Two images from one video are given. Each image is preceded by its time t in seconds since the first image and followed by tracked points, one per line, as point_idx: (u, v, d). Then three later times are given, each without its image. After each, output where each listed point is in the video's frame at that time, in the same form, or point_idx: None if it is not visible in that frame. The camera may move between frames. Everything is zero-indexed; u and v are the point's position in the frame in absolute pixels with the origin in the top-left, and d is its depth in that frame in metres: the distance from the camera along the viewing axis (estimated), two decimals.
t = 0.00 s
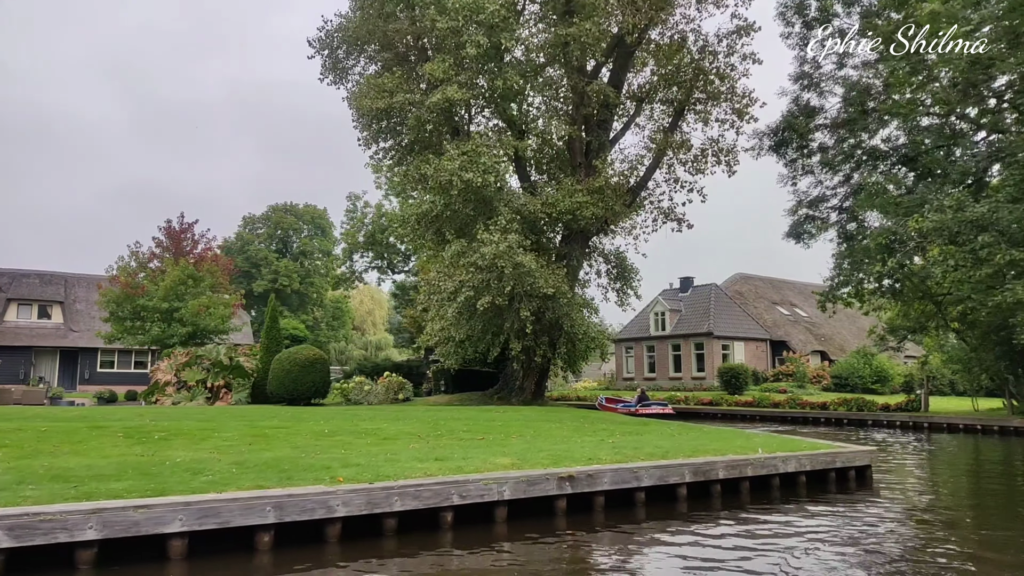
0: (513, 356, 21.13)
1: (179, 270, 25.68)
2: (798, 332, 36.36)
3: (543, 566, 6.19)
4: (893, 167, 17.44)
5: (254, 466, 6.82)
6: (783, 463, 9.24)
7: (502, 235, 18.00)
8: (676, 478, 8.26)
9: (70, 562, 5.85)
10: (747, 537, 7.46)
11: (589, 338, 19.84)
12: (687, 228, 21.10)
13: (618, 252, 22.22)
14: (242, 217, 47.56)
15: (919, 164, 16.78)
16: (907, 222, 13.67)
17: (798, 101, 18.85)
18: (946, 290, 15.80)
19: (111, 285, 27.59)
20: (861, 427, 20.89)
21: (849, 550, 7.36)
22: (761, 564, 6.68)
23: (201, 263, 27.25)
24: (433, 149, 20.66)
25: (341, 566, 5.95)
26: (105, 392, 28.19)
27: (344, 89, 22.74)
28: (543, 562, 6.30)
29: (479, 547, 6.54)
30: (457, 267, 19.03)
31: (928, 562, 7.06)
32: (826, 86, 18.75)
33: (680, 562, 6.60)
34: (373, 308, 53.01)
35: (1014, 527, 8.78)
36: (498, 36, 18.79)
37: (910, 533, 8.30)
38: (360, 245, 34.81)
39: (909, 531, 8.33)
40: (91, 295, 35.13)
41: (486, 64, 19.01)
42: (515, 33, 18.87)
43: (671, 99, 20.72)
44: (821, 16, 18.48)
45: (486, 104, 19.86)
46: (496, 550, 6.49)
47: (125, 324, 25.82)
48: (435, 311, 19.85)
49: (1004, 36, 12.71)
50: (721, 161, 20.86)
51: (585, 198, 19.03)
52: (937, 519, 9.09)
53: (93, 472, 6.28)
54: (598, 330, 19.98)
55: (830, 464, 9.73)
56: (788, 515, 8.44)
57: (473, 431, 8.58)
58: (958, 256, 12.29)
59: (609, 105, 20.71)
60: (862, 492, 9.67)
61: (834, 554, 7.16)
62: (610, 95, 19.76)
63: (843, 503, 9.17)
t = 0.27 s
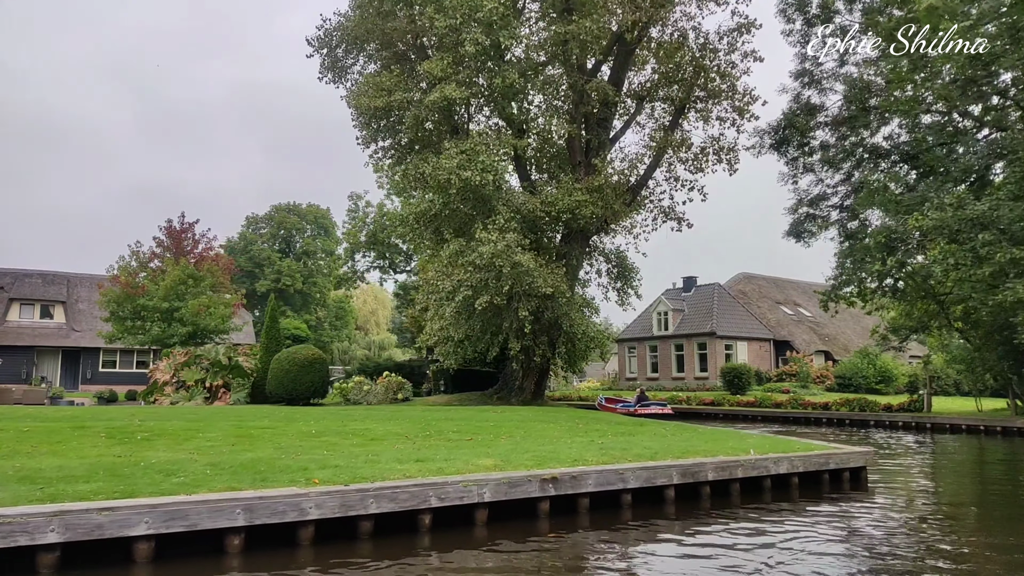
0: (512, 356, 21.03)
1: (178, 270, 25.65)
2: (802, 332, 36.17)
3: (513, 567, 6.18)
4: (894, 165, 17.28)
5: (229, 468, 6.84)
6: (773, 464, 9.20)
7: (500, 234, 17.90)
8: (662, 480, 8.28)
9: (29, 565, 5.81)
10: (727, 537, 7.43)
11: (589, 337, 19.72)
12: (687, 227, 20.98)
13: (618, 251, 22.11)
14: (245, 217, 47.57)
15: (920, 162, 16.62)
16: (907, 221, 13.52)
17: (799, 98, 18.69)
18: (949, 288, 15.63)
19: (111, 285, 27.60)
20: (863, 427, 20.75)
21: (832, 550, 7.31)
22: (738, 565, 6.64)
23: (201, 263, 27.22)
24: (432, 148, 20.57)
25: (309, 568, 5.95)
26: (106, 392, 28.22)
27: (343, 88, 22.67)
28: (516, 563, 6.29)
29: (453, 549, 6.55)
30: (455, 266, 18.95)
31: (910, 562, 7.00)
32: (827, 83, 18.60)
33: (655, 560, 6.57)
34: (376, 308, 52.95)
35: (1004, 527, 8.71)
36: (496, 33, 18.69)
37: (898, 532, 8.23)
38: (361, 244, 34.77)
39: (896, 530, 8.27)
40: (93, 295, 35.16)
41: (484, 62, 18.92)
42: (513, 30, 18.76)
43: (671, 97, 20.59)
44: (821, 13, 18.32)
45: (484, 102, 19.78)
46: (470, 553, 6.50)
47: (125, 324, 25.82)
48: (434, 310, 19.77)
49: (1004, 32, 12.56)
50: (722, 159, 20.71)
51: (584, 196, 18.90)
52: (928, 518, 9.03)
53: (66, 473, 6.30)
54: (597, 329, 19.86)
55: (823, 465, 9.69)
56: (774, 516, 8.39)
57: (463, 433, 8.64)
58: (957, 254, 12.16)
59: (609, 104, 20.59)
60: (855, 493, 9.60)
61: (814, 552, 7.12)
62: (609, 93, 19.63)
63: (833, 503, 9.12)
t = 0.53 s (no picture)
0: (512, 355, 20.91)
1: (179, 269, 25.61)
2: (807, 331, 35.93)
3: (488, 568, 6.09)
4: (897, 162, 17.08)
5: (205, 469, 6.78)
6: (767, 465, 9.08)
7: (499, 232, 17.76)
8: (651, 480, 8.18)
9: None
10: (712, 537, 7.32)
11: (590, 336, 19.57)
12: (689, 226, 20.82)
13: (619, 250, 21.96)
14: (249, 216, 47.56)
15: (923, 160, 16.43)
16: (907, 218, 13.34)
17: (801, 95, 18.51)
18: (952, 287, 15.43)
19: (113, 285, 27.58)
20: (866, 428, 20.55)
21: (819, 550, 7.19)
22: (721, 565, 6.53)
23: (201, 262, 27.17)
24: (431, 147, 20.45)
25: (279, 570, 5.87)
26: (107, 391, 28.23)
27: (343, 87, 22.58)
28: (491, 564, 6.20)
29: (430, 550, 6.47)
30: (454, 264, 18.84)
31: (898, 562, 6.87)
32: (829, 79, 18.41)
33: (635, 559, 6.46)
34: (380, 307, 52.88)
35: (1001, 527, 8.56)
36: (495, 30, 18.55)
37: (890, 532, 8.10)
38: (363, 244, 34.70)
39: (888, 530, 8.13)
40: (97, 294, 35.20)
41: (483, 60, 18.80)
42: (512, 28, 18.62)
43: (672, 94, 20.43)
44: (824, 9, 18.12)
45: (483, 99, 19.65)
46: (445, 554, 6.42)
47: (126, 324, 25.81)
48: (433, 309, 19.67)
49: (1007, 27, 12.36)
50: (724, 157, 20.53)
51: (583, 194, 18.76)
52: (923, 518, 8.88)
53: (37, 474, 6.25)
54: (598, 328, 19.72)
55: (818, 466, 9.56)
56: (764, 516, 8.28)
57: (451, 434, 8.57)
58: (958, 251, 11.99)
59: (610, 101, 20.44)
60: (852, 495, 9.46)
61: (799, 552, 6.99)
62: (609, 90, 19.47)
63: (826, 504, 8.99)
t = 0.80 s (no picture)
0: (513, 354, 20.79)
1: (181, 269, 25.59)
2: (813, 331, 35.69)
3: (462, 571, 6.02)
4: (901, 159, 16.89)
5: (180, 469, 6.74)
6: (760, 466, 8.97)
7: (498, 231, 17.64)
8: (639, 482, 8.09)
9: None
10: (696, 539, 7.22)
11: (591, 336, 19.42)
12: (691, 224, 20.66)
13: (621, 248, 21.82)
14: (253, 216, 47.58)
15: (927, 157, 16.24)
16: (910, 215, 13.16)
17: (804, 92, 18.33)
18: (957, 285, 15.22)
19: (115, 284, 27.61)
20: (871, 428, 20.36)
21: (806, 552, 7.08)
22: (702, 567, 6.42)
23: (203, 262, 27.15)
24: (431, 145, 20.36)
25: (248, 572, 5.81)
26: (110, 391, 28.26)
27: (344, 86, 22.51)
28: (466, 567, 6.12)
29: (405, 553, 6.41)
30: (454, 263, 18.74)
31: (885, 564, 6.75)
32: (832, 76, 18.22)
33: (614, 562, 6.37)
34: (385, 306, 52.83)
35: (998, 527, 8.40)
36: (495, 28, 18.44)
37: (883, 533, 7.97)
38: (366, 243, 34.64)
39: (880, 530, 7.99)
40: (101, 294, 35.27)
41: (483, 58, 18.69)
42: (512, 25, 18.50)
43: (674, 92, 20.27)
44: (826, 5, 17.92)
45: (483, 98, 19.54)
46: (420, 557, 6.36)
47: (128, 323, 25.82)
48: (433, 308, 19.57)
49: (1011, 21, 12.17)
50: (726, 154, 20.36)
51: (583, 192, 18.62)
52: (919, 519, 8.74)
53: (8, 474, 6.22)
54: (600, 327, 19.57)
55: (813, 467, 9.43)
56: (754, 517, 8.17)
57: (440, 434, 8.51)
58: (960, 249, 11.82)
59: (611, 99, 20.30)
60: (848, 496, 9.32)
61: (783, 554, 6.88)
62: (610, 88, 19.33)
63: (819, 505, 8.86)
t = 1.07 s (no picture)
0: (515, 354, 20.68)
1: (184, 269, 25.60)
2: (820, 330, 35.42)
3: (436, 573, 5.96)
4: (906, 156, 16.68)
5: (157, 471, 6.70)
6: (754, 467, 8.85)
7: (498, 230, 17.53)
8: (627, 483, 7.99)
9: None
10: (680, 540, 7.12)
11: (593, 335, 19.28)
12: (694, 223, 20.50)
13: (624, 247, 21.67)
14: (259, 217, 47.64)
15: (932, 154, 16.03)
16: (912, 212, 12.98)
17: (808, 89, 18.14)
18: (962, 283, 15.01)
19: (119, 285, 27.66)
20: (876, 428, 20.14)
21: (793, 553, 6.97)
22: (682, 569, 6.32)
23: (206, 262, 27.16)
24: (432, 144, 20.27)
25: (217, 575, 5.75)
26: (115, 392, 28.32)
27: (345, 85, 22.45)
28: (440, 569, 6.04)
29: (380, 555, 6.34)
30: (454, 262, 18.65)
31: (871, 565, 6.62)
32: (836, 73, 18.02)
33: (592, 563, 6.28)
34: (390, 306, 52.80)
35: (996, 528, 8.23)
36: (495, 25, 18.32)
37: (875, 534, 7.83)
38: (370, 243, 34.59)
39: (872, 532, 7.85)
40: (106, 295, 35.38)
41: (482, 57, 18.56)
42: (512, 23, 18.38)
43: (676, 89, 20.11)
44: (830, 0, 17.73)
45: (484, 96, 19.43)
46: (394, 559, 6.29)
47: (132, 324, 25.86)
48: (434, 308, 19.49)
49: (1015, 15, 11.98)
50: (730, 152, 20.18)
51: (585, 191, 18.49)
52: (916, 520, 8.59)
53: None
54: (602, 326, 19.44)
55: (809, 468, 9.29)
56: (744, 519, 8.06)
57: (429, 435, 8.45)
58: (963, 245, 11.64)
59: (613, 97, 20.15)
60: (845, 497, 9.18)
61: (767, 556, 6.77)
62: (611, 85, 19.19)
63: (814, 507, 8.72)
